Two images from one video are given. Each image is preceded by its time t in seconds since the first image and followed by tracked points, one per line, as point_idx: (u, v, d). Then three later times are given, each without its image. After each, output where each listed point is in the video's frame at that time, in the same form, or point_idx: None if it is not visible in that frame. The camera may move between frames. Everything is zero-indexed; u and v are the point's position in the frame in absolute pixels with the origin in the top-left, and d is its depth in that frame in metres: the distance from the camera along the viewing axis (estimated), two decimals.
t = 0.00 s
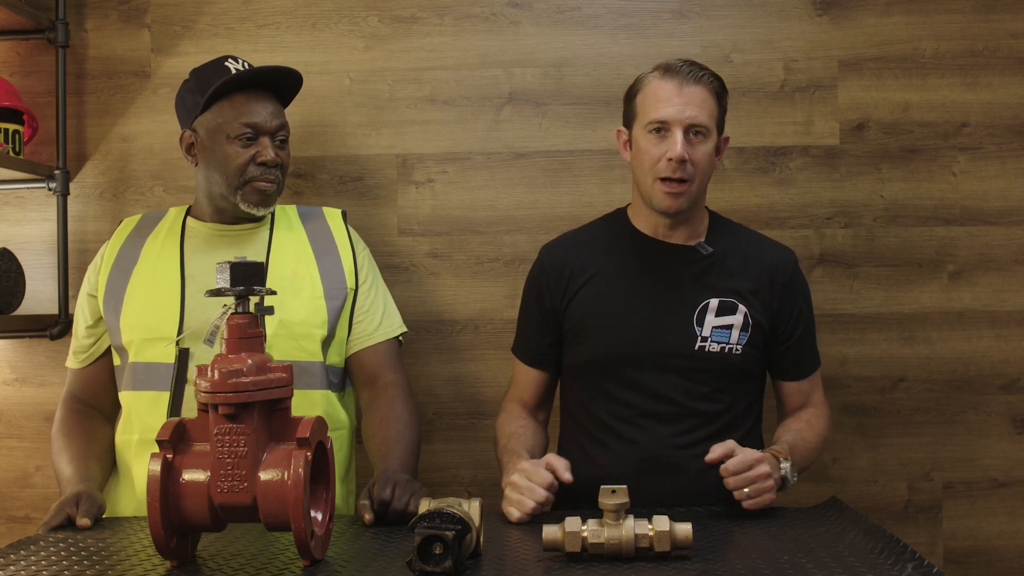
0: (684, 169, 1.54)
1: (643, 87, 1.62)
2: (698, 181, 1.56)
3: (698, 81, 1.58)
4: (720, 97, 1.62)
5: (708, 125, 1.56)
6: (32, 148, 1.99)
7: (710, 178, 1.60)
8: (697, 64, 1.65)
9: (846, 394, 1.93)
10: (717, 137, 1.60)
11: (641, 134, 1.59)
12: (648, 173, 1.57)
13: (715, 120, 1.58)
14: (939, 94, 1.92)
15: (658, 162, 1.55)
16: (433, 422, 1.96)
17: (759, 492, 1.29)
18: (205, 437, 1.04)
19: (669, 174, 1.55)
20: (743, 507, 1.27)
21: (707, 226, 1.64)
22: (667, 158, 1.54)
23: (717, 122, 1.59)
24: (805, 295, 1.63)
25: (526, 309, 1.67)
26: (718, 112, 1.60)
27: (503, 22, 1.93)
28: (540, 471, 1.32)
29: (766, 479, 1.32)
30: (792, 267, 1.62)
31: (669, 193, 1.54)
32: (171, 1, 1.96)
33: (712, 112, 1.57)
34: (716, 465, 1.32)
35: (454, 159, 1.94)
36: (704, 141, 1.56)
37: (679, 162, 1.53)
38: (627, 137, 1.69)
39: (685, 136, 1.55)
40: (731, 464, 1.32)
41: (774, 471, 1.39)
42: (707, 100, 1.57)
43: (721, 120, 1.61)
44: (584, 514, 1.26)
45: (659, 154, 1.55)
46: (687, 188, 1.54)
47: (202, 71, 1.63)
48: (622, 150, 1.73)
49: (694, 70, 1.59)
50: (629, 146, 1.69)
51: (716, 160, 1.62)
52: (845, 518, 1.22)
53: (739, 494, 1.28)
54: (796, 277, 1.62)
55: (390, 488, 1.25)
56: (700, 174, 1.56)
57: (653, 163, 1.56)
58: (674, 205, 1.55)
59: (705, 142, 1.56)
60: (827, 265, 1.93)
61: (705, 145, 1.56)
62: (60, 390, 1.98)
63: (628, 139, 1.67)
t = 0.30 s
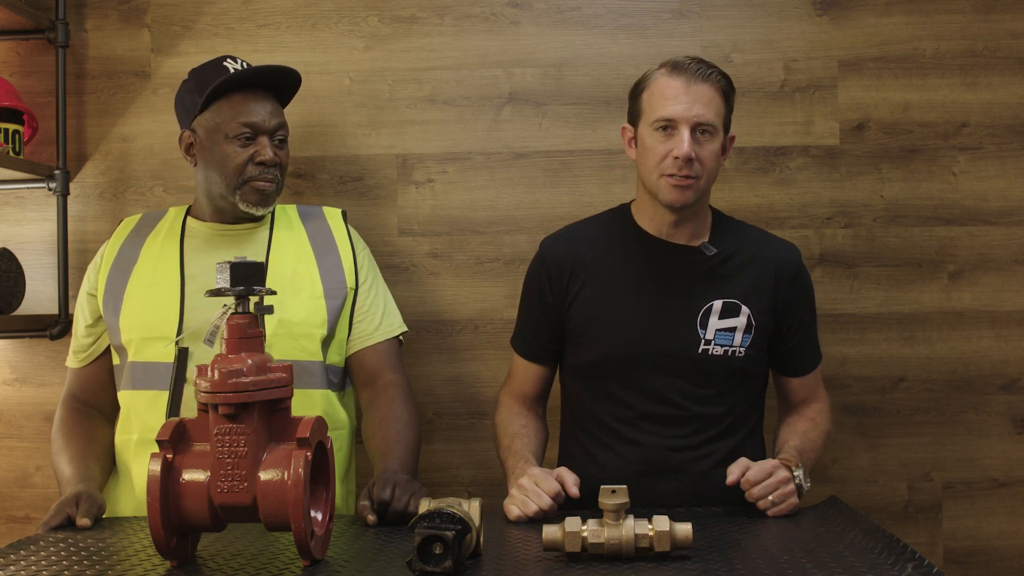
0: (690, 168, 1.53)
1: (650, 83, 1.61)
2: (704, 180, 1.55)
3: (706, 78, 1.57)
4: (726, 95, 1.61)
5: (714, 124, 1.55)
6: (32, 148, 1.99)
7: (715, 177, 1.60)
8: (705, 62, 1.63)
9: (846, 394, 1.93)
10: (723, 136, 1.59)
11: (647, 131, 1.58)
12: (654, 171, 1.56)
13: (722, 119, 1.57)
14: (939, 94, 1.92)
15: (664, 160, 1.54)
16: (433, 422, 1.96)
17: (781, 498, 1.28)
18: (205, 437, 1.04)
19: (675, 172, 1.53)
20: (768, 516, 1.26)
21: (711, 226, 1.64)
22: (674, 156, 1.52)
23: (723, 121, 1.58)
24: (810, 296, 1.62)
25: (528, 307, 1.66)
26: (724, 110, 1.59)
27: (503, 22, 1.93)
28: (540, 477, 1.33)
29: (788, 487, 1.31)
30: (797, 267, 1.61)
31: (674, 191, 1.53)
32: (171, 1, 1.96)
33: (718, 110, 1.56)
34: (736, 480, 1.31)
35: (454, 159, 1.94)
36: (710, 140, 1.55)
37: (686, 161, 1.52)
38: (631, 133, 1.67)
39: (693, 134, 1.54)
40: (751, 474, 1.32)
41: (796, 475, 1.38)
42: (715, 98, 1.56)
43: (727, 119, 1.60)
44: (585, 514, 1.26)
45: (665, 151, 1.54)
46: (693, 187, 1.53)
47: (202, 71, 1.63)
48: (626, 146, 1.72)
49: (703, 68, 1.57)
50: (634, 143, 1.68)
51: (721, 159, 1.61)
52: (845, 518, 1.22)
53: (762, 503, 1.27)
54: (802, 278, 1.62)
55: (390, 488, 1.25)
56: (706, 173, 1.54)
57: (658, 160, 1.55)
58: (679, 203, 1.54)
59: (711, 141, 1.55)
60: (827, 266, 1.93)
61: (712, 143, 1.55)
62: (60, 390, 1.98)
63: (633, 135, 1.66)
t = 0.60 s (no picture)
0: (697, 170, 1.52)
1: (659, 84, 1.60)
2: (711, 183, 1.55)
3: (715, 82, 1.57)
4: (734, 99, 1.60)
5: (722, 127, 1.55)
6: (32, 148, 1.99)
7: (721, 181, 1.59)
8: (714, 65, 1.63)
9: (846, 394, 1.93)
10: (730, 140, 1.58)
11: (655, 133, 1.57)
12: (660, 173, 1.55)
13: (730, 122, 1.57)
14: (939, 94, 1.92)
15: (672, 161, 1.54)
16: (433, 422, 1.96)
17: (783, 496, 1.28)
18: (205, 437, 1.04)
19: (683, 174, 1.52)
20: (768, 514, 1.26)
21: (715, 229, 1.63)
22: (681, 158, 1.52)
23: (731, 124, 1.58)
24: (814, 299, 1.62)
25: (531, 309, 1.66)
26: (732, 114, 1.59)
27: (503, 22, 1.93)
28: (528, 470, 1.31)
29: (789, 485, 1.30)
30: (802, 269, 1.61)
31: (680, 193, 1.53)
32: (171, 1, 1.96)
33: (727, 114, 1.56)
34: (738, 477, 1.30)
35: (454, 159, 1.94)
36: (718, 144, 1.55)
37: (693, 163, 1.52)
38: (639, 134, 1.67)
39: (700, 137, 1.54)
40: (755, 472, 1.31)
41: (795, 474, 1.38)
42: (723, 101, 1.56)
43: (734, 123, 1.60)
44: (585, 514, 1.26)
45: (673, 153, 1.54)
46: (700, 190, 1.52)
47: (202, 71, 1.63)
48: (632, 147, 1.72)
49: (713, 71, 1.57)
50: (640, 145, 1.68)
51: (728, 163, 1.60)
52: (845, 518, 1.22)
53: (764, 502, 1.27)
54: (806, 281, 1.61)
55: (391, 488, 1.25)
56: (712, 176, 1.54)
57: (666, 162, 1.55)
58: (686, 206, 1.53)
59: (718, 144, 1.55)
60: (827, 266, 1.93)
61: (720, 147, 1.55)
62: (60, 390, 1.98)
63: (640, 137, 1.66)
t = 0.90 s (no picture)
0: (695, 167, 1.51)
1: (658, 82, 1.60)
2: (710, 180, 1.54)
3: (713, 78, 1.56)
4: (734, 95, 1.60)
5: (720, 123, 1.54)
6: (32, 148, 1.99)
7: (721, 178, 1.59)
8: (712, 62, 1.63)
9: (846, 395, 1.93)
10: (730, 137, 1.57)
11: (654, 130, 1.57)
12: (660, 170, 1.55)
13: (729, 119, 1.56)
14: (939, 94, 1.92)
15: (670, 158, 1.53)
16: (433, 422, 1.96)
17: (783, 496, 1.28)
18: (205, 437, 1.04)
19: (681, 171, 1.52)
20: (768, 515, 1.26)
21: (715, 228, 1.63)
22: (680, 154, 1.51)
23: (730, 121, 1.58)
24: (811, 300, 1.62)
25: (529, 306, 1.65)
26: (731, 111, 1.58)
27: (503, 22, 1.93)
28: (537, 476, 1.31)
29: (788, 484, 1.30)
30: (800, 270, 1.61)
31: (679, 190, 1.52)
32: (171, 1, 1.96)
33: (725, 110, 1.55)
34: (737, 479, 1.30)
35: (454, 159, 1.94)
36: (716, 140, 1.54)
37: (691, 159, 1.51)
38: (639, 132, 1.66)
39: (699, 133, 1.53)
40: (754, 472, 1.31)
41: (794, 476, 1.38)
42: (721, 98, 1.55)
43: (734, 120, 1.59)
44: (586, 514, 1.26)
45: (671, 150, 1.53)
46: (698, 186, 1.52)
47: (202, 71, 1.63)
48: (633, 145, 1.71)
49: (710, 68, 1.56)
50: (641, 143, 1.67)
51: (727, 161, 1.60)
52: (845, 518, 1.22)
53: (764, 502, 1.27)
54: (804, 283, 1.62)
55: (390, 488, 1.25)
56: (711, 172, 1.53)
57: (664, 159, 1.54)
58: (685, 202, 1.53)
59: (717, 141, 1.54)
60: (827, 265, 1.93)
61: (718, 143, 1.54)
62: (60, 390, 1.98)
63: (640, 135, 1.66)
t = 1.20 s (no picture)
0: (679, 158, 1.52)
1: (640, 77, 1.61)
2: (690, 172, 1.55)
3: (695, 73, 1.57)
4: (714, 92, 1.61)
5: (703, 118, 1.55)
6: (32, 148, 1.99)
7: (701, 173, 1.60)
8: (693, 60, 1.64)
9: (846, 394, 1.93)
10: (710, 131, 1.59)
11: (636, 123, 1.57)
12: (642, 161, 1.55)
13: (710, 114, 1.57)
14: (939, 94, 1.92)
15: (654, 150, 1.54)
16: (433, 422, 1.96)
17: (784, 495, 1.28)
18: (205, 437, 1.04)
19: (664, 162, 1.53)
20: (771, 515, 1.26)
21: (692, 222, 1.65)
22: (663, 145, 1.52)
23: (711, 116, 1.59)
24: (785, 294, 1.64)
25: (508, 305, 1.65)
26: (712, 107, 1.59)
27: (503, 22, 1.93)
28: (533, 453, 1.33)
29: (786, 482, 1.30)
30: (773, 265, 1.63)
31: (661, 181, 1.53)
32: (171, 1, 1.96)
33: (707, 105, 1.57)
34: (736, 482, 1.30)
35: (454, 159, 1.94)
36: (699, 134, 1.55)
37: (675, 151, 1.52)
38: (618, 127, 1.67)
39: (682, 126, 1.54)
40: (752, 473, 1.32)
41: (793, 475, 1.38)
42: (704, 93, 1.56)
43: (714, 116, 1.61)
44: (586, 514, 1.25)
45: (656, 142, 1.54)
46: (680, 178, 1.53)
47: (202, 71, 1.63)
48: (612, 140, 1.71)
49: (693, 64, 1.58)
50: (620, 138, 1.68)
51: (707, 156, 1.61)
52: (844, 517, 1.22)
53: (766, 501, 1.27)
54: (777, 279, 1.64)
55: (390, 488, 1.25)
56: (693, 165, 1.55)
57: (648, 151, 1.55)
58: (666, 195, 1.54)
59: (699, 134, 1.55)
60: (827, 265, 1.93)
61: (700, 137, 1.55)
62: (60, 390, 1.98)
63: (620, 130, 1.65)
